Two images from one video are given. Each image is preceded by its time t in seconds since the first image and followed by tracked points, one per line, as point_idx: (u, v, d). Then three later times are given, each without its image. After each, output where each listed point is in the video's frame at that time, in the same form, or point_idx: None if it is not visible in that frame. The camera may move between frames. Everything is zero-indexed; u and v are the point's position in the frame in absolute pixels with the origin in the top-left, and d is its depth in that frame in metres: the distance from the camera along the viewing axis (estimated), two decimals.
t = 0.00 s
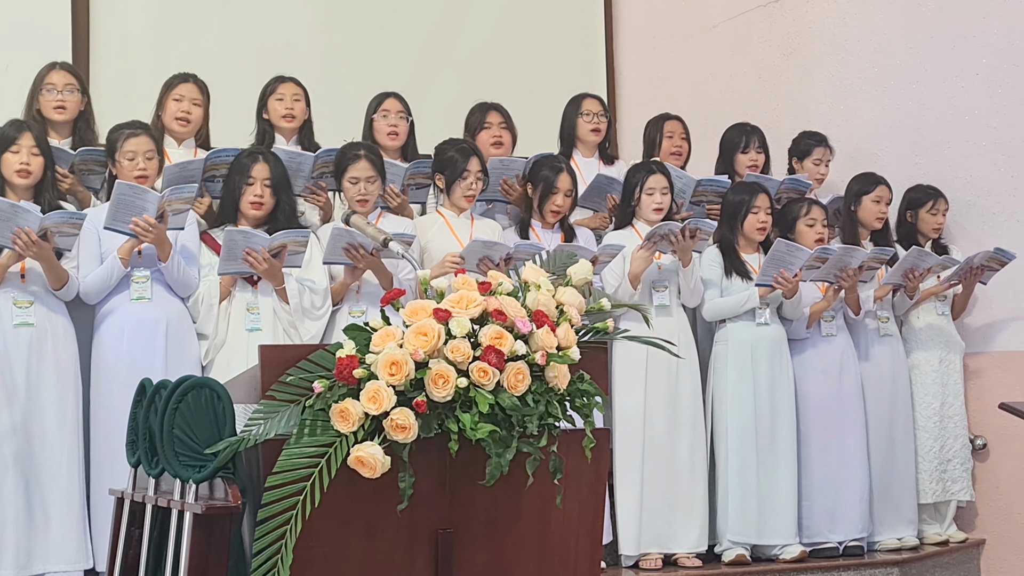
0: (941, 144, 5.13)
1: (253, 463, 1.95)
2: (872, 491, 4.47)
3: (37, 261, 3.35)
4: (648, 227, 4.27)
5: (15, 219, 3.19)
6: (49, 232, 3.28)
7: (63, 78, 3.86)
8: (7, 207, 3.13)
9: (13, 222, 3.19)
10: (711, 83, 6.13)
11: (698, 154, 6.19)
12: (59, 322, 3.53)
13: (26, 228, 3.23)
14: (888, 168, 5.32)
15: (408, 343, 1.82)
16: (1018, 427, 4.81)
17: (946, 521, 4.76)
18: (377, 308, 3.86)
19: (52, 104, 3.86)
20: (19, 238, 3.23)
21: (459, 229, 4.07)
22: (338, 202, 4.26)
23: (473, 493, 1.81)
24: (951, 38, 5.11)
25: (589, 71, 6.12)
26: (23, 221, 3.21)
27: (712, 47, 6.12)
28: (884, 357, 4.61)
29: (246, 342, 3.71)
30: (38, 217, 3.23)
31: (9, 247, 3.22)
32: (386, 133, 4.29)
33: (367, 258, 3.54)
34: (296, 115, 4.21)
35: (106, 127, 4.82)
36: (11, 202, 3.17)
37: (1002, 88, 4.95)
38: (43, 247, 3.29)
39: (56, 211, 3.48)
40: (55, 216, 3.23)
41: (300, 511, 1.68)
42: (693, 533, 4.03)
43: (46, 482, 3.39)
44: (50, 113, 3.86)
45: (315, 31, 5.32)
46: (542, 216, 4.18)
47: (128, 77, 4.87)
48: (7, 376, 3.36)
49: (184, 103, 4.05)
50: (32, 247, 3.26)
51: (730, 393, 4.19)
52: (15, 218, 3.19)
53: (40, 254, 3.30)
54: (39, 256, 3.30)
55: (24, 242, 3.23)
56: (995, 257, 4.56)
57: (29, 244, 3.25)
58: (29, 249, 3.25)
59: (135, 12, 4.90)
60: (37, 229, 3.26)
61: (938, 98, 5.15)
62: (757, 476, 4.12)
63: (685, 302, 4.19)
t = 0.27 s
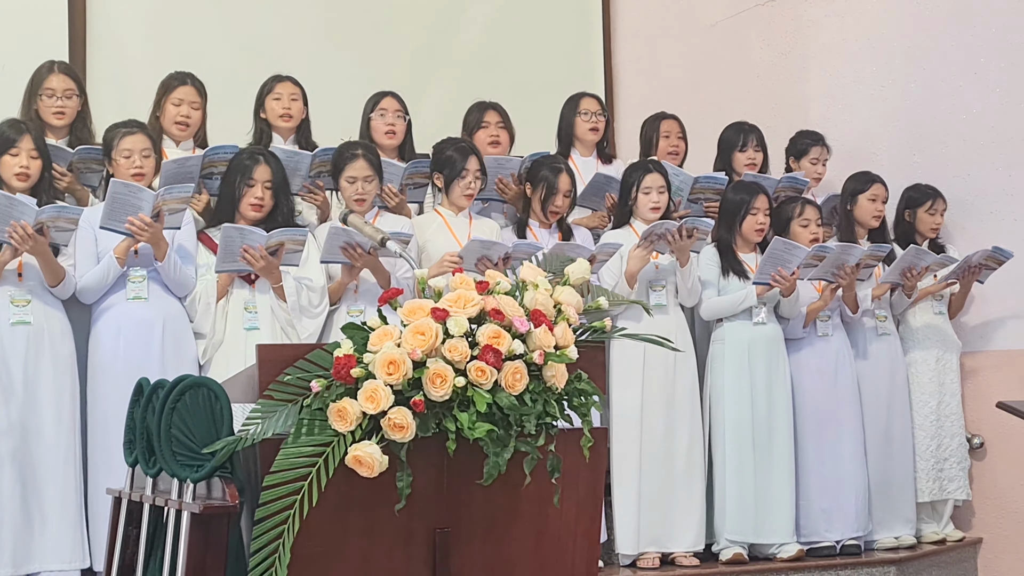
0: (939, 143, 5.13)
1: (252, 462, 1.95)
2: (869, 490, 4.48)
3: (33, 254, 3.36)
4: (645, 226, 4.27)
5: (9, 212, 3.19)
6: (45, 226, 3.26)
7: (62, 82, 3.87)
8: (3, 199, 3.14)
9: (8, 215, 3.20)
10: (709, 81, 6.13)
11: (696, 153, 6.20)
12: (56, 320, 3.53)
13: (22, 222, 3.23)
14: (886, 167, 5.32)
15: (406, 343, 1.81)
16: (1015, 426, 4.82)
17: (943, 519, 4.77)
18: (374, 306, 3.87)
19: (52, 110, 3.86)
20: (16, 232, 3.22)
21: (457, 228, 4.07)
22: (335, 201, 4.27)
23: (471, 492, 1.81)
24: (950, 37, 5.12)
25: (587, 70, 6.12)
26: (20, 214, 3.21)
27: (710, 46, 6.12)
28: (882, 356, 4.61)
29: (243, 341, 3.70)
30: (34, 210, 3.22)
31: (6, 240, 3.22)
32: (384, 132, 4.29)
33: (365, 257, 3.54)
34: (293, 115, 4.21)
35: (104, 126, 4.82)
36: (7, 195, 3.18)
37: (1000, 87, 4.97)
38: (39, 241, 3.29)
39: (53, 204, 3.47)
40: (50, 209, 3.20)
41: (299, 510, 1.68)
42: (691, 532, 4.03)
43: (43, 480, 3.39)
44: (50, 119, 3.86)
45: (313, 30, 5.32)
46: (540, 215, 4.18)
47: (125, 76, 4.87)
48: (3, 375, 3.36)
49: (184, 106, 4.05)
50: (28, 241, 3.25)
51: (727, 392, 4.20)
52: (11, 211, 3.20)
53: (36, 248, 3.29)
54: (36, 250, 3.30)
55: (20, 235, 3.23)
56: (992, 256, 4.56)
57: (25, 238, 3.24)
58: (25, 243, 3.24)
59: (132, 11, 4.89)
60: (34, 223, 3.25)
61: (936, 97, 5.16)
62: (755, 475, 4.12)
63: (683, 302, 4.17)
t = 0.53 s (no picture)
0: (940, 142, 5.13)
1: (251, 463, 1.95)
2: (869, 490, 4.48)
3: (31, 253, 3.36)
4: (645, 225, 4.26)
5: (7, 210, 3.19)
6: (43, 224, 3.25)
7: (62, 85, 3.86)
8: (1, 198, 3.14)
9: (6, 214, 3.19)
10: (709, 80, 6.12)
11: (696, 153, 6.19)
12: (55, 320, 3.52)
13: (21, 221, 3.22)
14: (886, 166, 5.32)
15: (406, 343, 1.81)
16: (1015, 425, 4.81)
17: (943, 519, 4.77)
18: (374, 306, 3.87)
19: (52, 112, 3.86)
20: (14, 230, 3.22)
21: (457, 228, 4.06)
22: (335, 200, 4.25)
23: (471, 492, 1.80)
24: (950, 36, 5.11)
25: (586, 69, 6.11)
26: (18, 213, 3.21)
27: (710, 44, 6.11)
28: (881, 356, 4.61)
29: (243, 340, 3.69)
30: (32, 208, 3.22)
31: (5, 239, 3.22)
32: (384, 131, 4.28)
33: (363, 256, 3.53)
34: (293, 115, 4.21)
35: (103, 125, 4.81)
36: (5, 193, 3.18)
37: (1000, 86, 4.95)
38: (38, 239, 3.28)
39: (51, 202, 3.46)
40: (48, 208, 3.19)
41: (298, 510, 1.68)
42: (691, 533, 4.03)
43: (42, 481, 3.39)
44: (50, 121, 3.86)
45: (313, 29, 5.31)
46: (541, 215, 4.17)
47: (124, 75, 4.86)
48: (3, 375, 3.36)
49: (186, 110, 4.05)
50: (27, 239, 3.24)
51: (727, 391, 4.19)
52: (9, 209, 3.19)
53: (34, 247, 3.29)
54: (34, 249, 3.29)
55: (19, 234, 3.22)
56: (993, 256, 4.55)
57: (24, 237, 3.23)
58: (24, 241, 3.24)
59: (131, 10, 4.89)
60: (33, 221, 3.24)
61: (937, 97, 5.15)
62: (755, 475, 4.12)
63: (683, 301, 4.17)
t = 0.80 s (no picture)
0: (940, 142, 5.14)
1: (251, 462, 1.95)
2: (869, 489, 4.47)
3: (31, 253, 3.36)
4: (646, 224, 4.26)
5: (6, 211, 3.19)
6: (43, 224, 3.25)
7: (65, 86, 3.86)
8: (0, 198, 3.13)
9: (6, 214, 3.19)
10: (709, 80, 6.11)
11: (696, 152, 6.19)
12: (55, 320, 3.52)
13: (20, 221, 3.22)
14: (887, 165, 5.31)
15: (406, 342, 1.81)
16: (1016, 424, 4.81)
17: (944, 518, 4.76)
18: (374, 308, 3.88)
19: (56, 111, 3.86)
20: (13, 229, 3.21)
21: (458, 227, 4.06)
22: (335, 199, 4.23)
23: (471, 492, 1.80)
24: (951, 35, 5.13)
25: (586, 69, 6.11)
26: (18, 213, 3.20)
27: (710, 44, 6.11)
28: (882, 355, 4.61)
29: (243, 340, 3.69)
30: (31, 209, 3.21)
31: (4, 239, 3.22)
32: (384, 130, 4.28)
33: (365, 258, 3.54)
34: (295, 113, 4.21)
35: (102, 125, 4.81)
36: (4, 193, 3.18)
37: (1003, 84, 4.99)
38: (37, 238, 3.28)
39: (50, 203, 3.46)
40: (47, 208, 3.19)
41: (299, 510, 1.68)
42: (692, 532, 4.03)
43: (43, 480, 3.38)
44: (53, 120, 3.86)
45: (313, 29, 5.31)
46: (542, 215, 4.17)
47: (123, 75, 4.85)
48: (3, 375, 3.35)
49: (189, 112, 4.04)
50: (26, 239, 3.24)
51: (727, 391, 4.19)
52: (8, 209, 3.19)
53: (33, 246, 3.29)
54: (33, 248, 3.29)
55: (18, 234, 3.22)
56: (993, 256, 4.55)
57: (23, 237, 3.23)
58: (22, 241, 3.24)
59: (131, 9, 4.88)
60: (31, 221, 3.23)
61: (937, 96, 5.17)
62: (756, 474, 4.12)
63: (683, 301, 4.17)
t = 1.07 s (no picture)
0: (942, 142, 5.13)
1: (253, 462, 1.94)
2: (871, 489, 4.47)
3: (34, 256, 3.36)
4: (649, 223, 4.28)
5: (9, 214, 3.18)
6: (45, 228, 3.24)
7: (69, 87, 3.87)
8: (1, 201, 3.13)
9: (8, 217, 3.19)
10: (711, 79, 6.11)
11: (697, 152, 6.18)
12: (57, 321, 3.52)
13: (22, 224, 3.22)
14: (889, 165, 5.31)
15: (408, 342, 1.81)
16: (1018, 424, 4.81)
17: (946, 518, 4.76)
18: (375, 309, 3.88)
19: (59, 111, 3.86)
20: (15, 233, 3.22)
21: (460, 227, 4.06)
22: (336, 200, 4.21)
23: (474, 491, 1.80)
24: (953, 35, 5.12)
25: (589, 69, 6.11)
26: (19, 216, 3.20)
27: (711, 43, 6.10)
28: (884, 355, 4.60)
29: (245, 339, 3.69)
30: (33, 212, 3.21)
31: (5, 242, 3.22)
32: (385, 130, 4.28)
33: (368, 261, 3.54)
34: (297, 113, 4.21)
35: (104, 124, 4.81)
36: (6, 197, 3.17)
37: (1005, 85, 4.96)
38: (38, 242, 3.29)
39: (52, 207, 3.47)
40: (49, 212, 3.18)
41: (300, 510, 1.67)
42: (694, 532, 4.02)
43: (44, 480, 3.38)
44: (56, 119, 3.87)
45: (315, 28, 5.31)
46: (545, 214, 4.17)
47: (125, 74, 4.85)
48: (4, 375, 3.35)
49: (189, 112, 4.04)
50: (28, 243, 3.25)
51: (729, 390, 4.19)
52: (10, 213, 3.19)
53: (36, 249, 3.30)
54: (36, 252, 3.30)
55: (20, 236, 3.23)
56: (995, 256, 4.55)
57: (25, 240, 3.24)
58: (25, 244, 3.25)
59: (133, 9, 4.88)
60: (34, 225, 3.24)
61: (939, 96, 5.16)
62: (758, 474, 4.12)
63: (686, 301, 4.16)
